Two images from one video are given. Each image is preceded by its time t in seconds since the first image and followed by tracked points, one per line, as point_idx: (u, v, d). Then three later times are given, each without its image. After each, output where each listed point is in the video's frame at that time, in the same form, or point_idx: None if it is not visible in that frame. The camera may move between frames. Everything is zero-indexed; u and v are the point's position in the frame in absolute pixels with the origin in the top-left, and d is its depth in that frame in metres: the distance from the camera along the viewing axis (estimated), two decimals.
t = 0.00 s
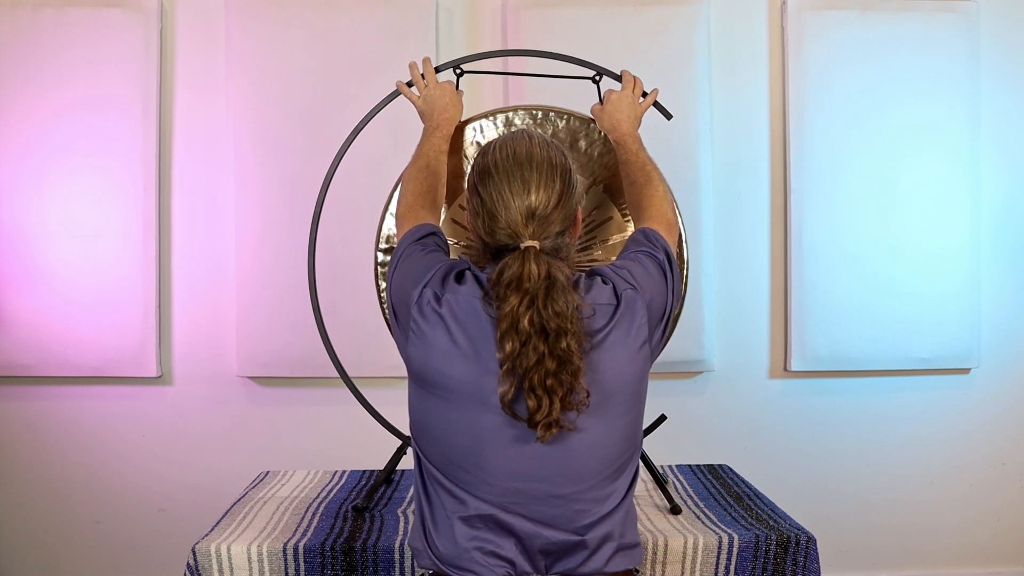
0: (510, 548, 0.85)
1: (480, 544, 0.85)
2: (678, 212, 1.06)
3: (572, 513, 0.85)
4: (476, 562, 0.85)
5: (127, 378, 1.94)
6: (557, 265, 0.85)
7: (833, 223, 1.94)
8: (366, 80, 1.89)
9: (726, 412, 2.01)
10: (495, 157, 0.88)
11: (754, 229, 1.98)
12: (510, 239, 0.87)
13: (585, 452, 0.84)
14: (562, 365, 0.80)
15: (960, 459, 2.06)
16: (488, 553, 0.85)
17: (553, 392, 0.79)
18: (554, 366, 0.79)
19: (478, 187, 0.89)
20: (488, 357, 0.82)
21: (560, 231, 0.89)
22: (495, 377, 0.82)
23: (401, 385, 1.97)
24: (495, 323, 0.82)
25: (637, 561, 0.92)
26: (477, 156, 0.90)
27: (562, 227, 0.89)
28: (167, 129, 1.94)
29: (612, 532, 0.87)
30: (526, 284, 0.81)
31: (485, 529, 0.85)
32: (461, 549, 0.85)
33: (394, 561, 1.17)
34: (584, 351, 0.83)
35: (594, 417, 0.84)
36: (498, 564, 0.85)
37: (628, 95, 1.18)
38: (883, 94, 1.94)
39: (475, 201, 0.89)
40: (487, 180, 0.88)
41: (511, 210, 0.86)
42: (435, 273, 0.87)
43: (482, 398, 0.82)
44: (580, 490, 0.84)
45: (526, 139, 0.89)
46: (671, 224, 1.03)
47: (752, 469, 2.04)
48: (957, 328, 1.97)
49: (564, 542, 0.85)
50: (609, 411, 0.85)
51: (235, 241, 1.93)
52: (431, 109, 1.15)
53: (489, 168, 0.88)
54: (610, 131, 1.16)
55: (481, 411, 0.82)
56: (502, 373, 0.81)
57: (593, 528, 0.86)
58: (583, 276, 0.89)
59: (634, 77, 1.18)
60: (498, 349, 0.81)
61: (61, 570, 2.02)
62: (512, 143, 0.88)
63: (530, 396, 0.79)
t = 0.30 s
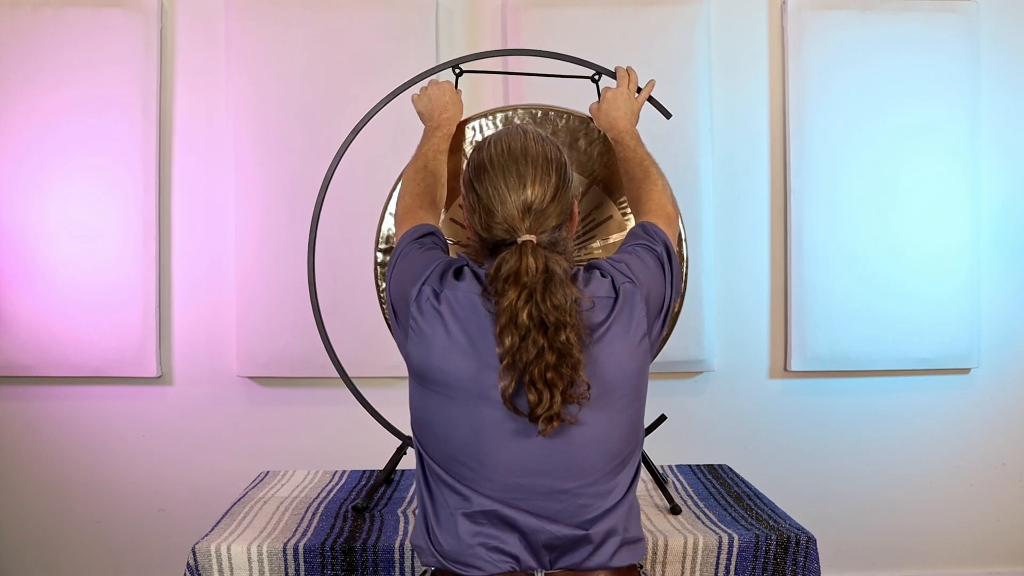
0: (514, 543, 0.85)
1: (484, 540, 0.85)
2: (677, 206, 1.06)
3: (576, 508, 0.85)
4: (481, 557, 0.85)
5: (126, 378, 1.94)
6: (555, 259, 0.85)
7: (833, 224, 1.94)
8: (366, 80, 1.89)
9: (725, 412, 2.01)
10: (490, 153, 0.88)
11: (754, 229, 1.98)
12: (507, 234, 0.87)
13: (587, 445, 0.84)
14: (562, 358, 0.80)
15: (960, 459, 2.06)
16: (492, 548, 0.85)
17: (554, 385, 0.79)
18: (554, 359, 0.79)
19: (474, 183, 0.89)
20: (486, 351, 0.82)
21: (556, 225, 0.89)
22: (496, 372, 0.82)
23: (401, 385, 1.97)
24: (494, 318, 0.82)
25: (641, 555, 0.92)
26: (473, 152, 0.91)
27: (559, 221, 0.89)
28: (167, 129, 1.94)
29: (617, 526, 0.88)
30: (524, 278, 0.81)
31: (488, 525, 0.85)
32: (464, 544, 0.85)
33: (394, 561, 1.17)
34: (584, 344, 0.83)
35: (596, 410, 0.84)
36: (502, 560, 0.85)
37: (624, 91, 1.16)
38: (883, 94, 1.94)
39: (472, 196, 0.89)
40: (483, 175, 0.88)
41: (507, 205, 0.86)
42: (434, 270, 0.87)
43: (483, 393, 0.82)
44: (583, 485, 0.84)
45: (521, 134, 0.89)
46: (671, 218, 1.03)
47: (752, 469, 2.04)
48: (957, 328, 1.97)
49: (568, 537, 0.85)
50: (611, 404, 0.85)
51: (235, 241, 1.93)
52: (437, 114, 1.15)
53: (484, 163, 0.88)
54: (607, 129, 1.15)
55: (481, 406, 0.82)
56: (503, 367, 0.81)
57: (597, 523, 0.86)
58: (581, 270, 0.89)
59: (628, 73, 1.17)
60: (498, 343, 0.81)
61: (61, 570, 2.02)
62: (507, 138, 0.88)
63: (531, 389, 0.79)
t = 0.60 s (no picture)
0: (522, 539, 0.85)
1: (491, 537, 0.84)
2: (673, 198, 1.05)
3: (583, 502, 0.85)
4: (488, 554, 0.84)
5: (126, 378, 1.94)
6: (558, 252, 0.85)
7: (833, 224, 1.94)
8: (366, 80, 1.89)
9: (725, 412, 2.01)
10: (490, 148, 0.88)
11: (754, 229, 1.98)
12: (508, 229, 0.87)
13: (594, 439, 0.84)
14: (569, 352, 0.80)
15: (960, 459, 2.06)
16: (499, 544, 0.84)
17: (562, 378, 0.79)
18: (562, 352, 0.79)
19: (474, 178, 0.89)
20: (493, 347, 0.82)
21: (558, 219, 0.89)
22: (504, 367, 0.82)
23: (401, 385, 1.97)
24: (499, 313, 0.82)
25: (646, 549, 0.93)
26: (472, 148, 0.91)
27: (560, 215, 0.89)
28: (167, 129, 1.94)
29: (623, 518, 0.88)
30: (527, 272, 0.81)
31: (495, 521, 0.85)
32: (471, 542, 0.85)
33: (394, 561, 1.17)
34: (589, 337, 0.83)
35: (602, 404, 0.84)
36: (510, 556, 0.84)
37: (621, 82, 1.16)
38: (883, 94, 1.94)
39: (472, 192, 0.89)
40: (483, 170, 0.88)
41: (508, 199, 0.86)
42: (435, 267, 0.87)
43: (493, 388, 0.82)
44: (590, 479, 0.84)
45: (520, 129, 0.89)
46: (667, 210, 1.03)
47: (752, 469, 2.04)
48: (957, 328, 1.97)
49: (577, 532, 0.85)
50: (617, 397, 0.85)
51: (235, 241, 1.93)
52: (431, 119, 1.15)
53: (485, 158, 0.88)
54: (602, 120, 1.15)
55: (490, 400, 0.82)
56: (510, 362, 0.81)
57: (604, 516, 0.86)
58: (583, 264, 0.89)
59: (625, 64, 1.17)
60: (504, 338, 0.81)
61: (61, 570, 2.02)
62: (507, 133, 0.88)
63: (539, 383, 0.79)
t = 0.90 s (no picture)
0: (523, 543, 0.85)
1: (492, 542, 0.84)
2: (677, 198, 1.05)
3: (584, 507, 0.85)
4: (489, 559, 0.84)
5: (126, 378, 1.94)
6: (555, 255, 0.85)
7: (833, 224, 1.94)
8: (366, 81, 1.89)
9: (725, 412, 2.01)
10: (488, 151, 0.88)
11: (754, 228, 1.98)
12: (506, 232, 0.87)
13: (593, 443, 0.84)
14: (565, 355, 0.80)
15: (960, 459, 2.06)
16: (500, 549, 0.84)
17: (559, 382, 0.79)
18: (558, 356, 0.79)
19: (472, 181, 0.89)
20: (491, 351, 0.82)
21: (555, 222, 0.89)
22: (501, 371, 0.82)
23: (401, 384, 1.97)
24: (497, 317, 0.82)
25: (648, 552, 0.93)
26: (470, 151, 0.91)
27: (558, 218, 0.89)
28: (167, 129, 1.94)
29: (624, 522, 0.88)
30: (524, 276, 0.81)
31: (496, 526, 0.85)
32: (472, 546, 0.85)
33: (394, 561, 1.17)
34: (586, 341, 0.83)
35: (601, 408, 0.84)
36: (511, 561, 0.84)
37: (630, 80, 1.16)
38: (883, 94, 1.94)
39: (471, 195, 0.89)
40: (481, 173, 0.88)
41: (506, 202, 0.86)
42: (433, 272, 0.87)
43: (493, 392, 0.82)
44: (590, 484, 0.84)
45: (518, 132, 0.89)
46: (670, 210, 1.02)
47: (752, 469, 2.04)
48: (957, 328, 1.97)
49: (578, 536, 0.85)
50: (616, 401, 0.85)
51: (235, 241, 1.93)
52: (434, 123, 1.15)
53: (482, 161, 0.88)
54: (610, 116, 1.14)
55: (490, 405, 0.82)
56: (508, 366, 0.81)
57: (605, 521, 0.86)
58: (581, 267, 0.89)
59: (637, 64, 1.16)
60: (501, 342, 0.81)
61: (61, 570, 2.02)
62: (505, 136, 0.88)
63: (536, 387, 0.79)
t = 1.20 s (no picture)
0: (523, 548, 0.84)
1: (493, 546, 0.84)
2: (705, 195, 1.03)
3: (585, 511, 0.84)
4: (490, 564, 0.84)
5: (126, 378, 1.94)
6: (556, 256, 0.85)
7: (833, 224, 1.94)
8: (366, 81, 1.89)
9: (725, 412, 2.01)
10: (490, 151, 0.88)
11: (754, 228, 1.98)
12: (507, 232, 0.87)
13: (595, 447, 0.84)
14: (566, 356, 0.80)
15: (960, 459, 2.06)
16: (501, 554, 0.84)
17: (559, 383, 0.79)
18: (559, 357, 0.79)
19: (474, 181, 0.89)
20: (491, 354, 0.82)
21: (557, 222, 0.89)
22: (502, 373, 0.82)
23: (401, 384, 1.97)
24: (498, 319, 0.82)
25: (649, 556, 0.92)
26: (472, 151, 0.91)
27: (559, 219, 0.89)
28: (167, 129, 1.93)
29: (625, 526, 0.88)
30: (526, 277, 0.81)
31: (497, 531, 0.84)
32: (473, 551, 0.84)
33: (395, 561, 1.17)
34: (587, 343, 0.83)
35: (603, 411, 0.84)
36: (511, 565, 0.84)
37: (678, 53, 1.10)
38: (883, 95, 1.94)
39: (472, 195, 0.89)
40: (483, 173, 0.88)
41: (507, 202, 0.86)
42: (433, 276, 0.87)
43: (494, 395, 0.82)
44: (592, 488, 0.84)
45: (521, 132, 0.89)
46: (692, 210, 1.01)
47: (752, 469, 2.04)
48: (957, 328, 1.97)
49: (579, 541, 0.85)
50: (618, 405, 0.85)
51: (235, 241, 1.93)
52: (417, 121, 1.11)
53: (484, 161, 0.88)
54: (653, 89, 1.09)
55: (492, 406, 0.82)
56: (508, 367, 0.81)
57: (606, 525, 0.86)
58: (585, 270, 0.89)
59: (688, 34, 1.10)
60: (502, 343, 0.81)
61: (61, 570, 2.02)
62: (507, 137, 0.88)
63: (536, 388, 0.79)
